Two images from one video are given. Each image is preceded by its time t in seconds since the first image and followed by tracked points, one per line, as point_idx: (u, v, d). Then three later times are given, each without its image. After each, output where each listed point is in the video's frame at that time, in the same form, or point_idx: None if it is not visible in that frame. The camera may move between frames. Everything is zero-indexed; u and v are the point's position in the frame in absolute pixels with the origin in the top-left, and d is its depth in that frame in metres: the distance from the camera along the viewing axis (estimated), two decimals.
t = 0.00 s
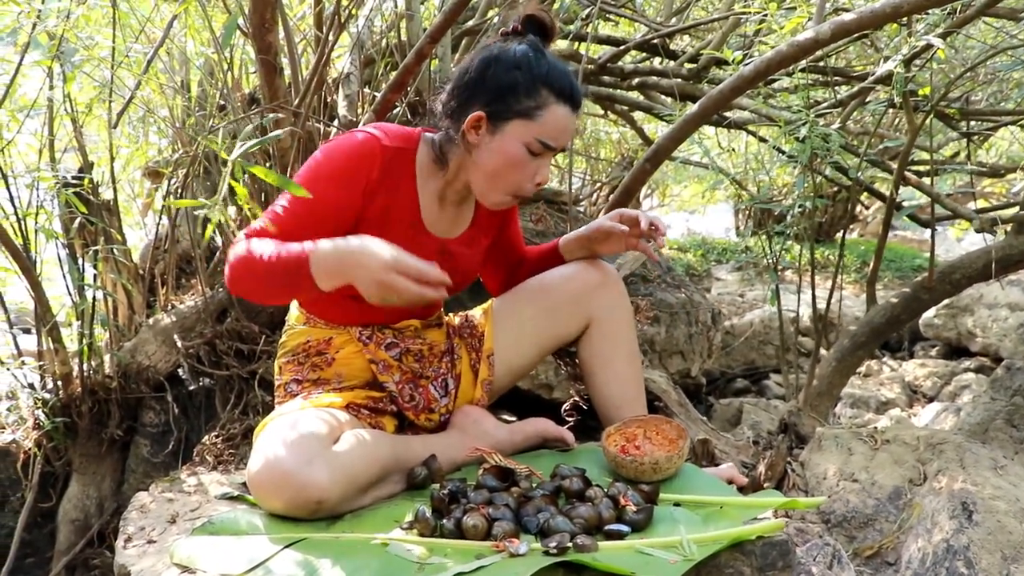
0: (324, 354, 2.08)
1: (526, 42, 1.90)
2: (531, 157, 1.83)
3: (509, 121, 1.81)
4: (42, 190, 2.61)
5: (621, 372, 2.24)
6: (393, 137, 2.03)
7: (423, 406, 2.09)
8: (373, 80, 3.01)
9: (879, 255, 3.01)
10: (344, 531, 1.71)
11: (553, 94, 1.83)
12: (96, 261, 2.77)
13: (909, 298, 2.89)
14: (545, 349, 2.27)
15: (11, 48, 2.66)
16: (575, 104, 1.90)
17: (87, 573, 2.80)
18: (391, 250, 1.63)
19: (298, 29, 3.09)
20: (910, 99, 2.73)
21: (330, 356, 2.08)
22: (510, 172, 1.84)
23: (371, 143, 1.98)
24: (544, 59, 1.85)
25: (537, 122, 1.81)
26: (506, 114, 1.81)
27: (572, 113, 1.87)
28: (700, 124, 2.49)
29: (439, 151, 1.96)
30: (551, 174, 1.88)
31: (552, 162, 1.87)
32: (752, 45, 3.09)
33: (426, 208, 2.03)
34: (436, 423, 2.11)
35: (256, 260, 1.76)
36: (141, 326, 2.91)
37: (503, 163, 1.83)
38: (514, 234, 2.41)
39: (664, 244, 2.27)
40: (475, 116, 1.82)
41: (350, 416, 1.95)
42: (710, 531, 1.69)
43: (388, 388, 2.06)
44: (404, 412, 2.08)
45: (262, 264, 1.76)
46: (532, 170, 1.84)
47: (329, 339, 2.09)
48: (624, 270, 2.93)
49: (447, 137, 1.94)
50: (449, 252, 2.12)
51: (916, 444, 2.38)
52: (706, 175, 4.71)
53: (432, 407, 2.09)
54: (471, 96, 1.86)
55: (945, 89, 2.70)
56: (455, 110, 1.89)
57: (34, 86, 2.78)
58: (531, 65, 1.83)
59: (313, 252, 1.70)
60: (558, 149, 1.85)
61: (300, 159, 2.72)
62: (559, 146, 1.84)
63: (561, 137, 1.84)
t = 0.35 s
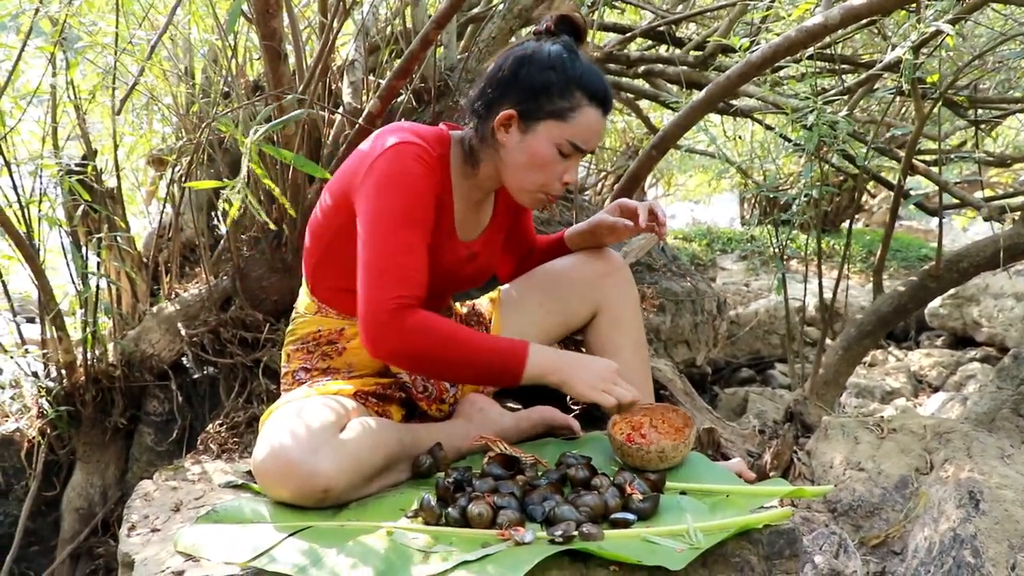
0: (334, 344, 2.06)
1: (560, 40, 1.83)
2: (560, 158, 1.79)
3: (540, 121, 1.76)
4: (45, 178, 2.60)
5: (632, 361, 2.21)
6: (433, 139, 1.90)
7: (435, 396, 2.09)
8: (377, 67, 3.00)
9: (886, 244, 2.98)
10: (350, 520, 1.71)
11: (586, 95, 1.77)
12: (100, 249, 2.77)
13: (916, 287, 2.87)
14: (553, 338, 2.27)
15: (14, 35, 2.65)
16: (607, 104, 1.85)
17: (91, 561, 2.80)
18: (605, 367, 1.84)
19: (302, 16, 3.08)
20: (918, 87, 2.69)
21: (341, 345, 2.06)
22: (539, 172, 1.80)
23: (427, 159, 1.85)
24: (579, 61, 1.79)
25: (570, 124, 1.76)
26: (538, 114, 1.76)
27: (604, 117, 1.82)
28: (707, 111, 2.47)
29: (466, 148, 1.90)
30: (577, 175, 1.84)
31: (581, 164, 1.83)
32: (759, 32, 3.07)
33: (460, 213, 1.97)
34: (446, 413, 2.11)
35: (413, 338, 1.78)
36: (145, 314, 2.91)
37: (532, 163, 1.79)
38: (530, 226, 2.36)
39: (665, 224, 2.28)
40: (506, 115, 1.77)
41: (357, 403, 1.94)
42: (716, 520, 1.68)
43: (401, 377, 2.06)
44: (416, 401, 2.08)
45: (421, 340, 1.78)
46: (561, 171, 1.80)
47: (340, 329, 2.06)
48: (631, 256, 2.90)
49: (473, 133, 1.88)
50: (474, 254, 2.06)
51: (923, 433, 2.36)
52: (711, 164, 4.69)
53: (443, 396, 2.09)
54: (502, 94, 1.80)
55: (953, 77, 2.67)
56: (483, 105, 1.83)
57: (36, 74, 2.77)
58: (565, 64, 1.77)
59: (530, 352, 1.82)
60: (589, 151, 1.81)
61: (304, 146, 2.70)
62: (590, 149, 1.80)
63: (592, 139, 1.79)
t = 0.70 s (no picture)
0: (336, 343, 2.03)
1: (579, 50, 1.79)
2: (573, 171, 1.77)
3: (556, 135, 1.73)
4: (37, 177, 2.58)
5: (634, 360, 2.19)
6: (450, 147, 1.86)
7: (439, 396, 2.06)
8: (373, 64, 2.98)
9: (885, 239, 2.96)
10: (344, 521, 1.69)
11: (603, 109, 1.74)
12: (93, 248, 2.75)
13: (915, 282, 2.85)
14: (554, 334, 2.26)
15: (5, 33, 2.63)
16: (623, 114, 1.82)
17: (85, 564, 2.77)
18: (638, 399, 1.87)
19: (297, 14, 3.06)
20: (916, 81, 2.66)
21: (342, 346, 2.03)
22: (552, 185, 1.79)
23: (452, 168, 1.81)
24: (597, 72, 1.75)
25: (585, 138, 1.73)
26: (553, 127, 1.73)
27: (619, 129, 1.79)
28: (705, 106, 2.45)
29: (479, 154, 1.88)
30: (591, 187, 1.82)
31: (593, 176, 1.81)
32: (757, 26, 3.05)
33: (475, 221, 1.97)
34: (447, 413, 2.09)
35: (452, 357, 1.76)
36: (139, 314, 2.89)
37: (545, 175, 1.77)
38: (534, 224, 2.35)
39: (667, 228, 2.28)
40: (521, 126, 1.74)
41: (354, 402, 1.92)
42: (715, 519, 1.67)
43: (405, 379, 2.04)
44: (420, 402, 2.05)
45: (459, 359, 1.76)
46: (573, 183, 1.79)
47: (343, 329, 2.03)
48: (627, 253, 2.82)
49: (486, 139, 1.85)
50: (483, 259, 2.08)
51: (924, 428, 2.35)
52: (709, 160, 4.67)
53: (446, 398, 2.07)
54: (517, 103, 1.76)
55: (952, 71, 2.64)
56: (497, 113, 1.80)
57: (29, 72, 2.76)
58: (583, 77, 1.73)
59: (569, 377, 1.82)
60: (603, 164, 1.79)
61: (298, 144, 2.68)
62: (604, 162, 1.78)
63: (606, 153, 1.77)
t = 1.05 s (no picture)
0: (318, 344, 2.01)
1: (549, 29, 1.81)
2: (541, 142, 1.73)
3: (520, 101, 1.72)
4: (22, 174, 2.54)
5: (623, 358, 2.17)
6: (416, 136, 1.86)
7: (423, 396, 2.03)
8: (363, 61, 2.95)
9: (881, 237, 2.92)
10: (331, 525, 1.66)
11: (568, 78, 1.73)
12: (80, 247, 2.71)
13: (912, 280, 2.82)
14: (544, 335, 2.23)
15: None
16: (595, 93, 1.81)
17: (73, 567, 2.73)
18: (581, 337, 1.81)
19: (286, 10, 3.03)
20: (912, 78, 2.62)
21: (324, 346, 2.01)
22: (520, 156, 1.74)
23: (406, 156, 1.81)
24: (563, 44, 1.76)
25: (549, 104, 1.71)
26: (517, 94, 1.72)
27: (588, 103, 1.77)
28: (698, 102, 2.42)
29: (449, 141, 1.87)
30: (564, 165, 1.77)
31: (564, 151, 1.76)
32: (751, 22, 3.02)
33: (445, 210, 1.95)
34: (434, 413, 2.06)
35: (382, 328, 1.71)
36: (127, 314, 2.85)
37: (512, 145, 1.74)
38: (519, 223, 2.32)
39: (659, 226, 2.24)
40: (485, 95, 1.74)
41: (340, 404, 1.89)
42: (710, 521, 1.64)
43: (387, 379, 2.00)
44: (403, 402, 2.02)
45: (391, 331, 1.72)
46: (540, 156, 1.74)
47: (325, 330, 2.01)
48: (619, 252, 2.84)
49: (456, 121, 1.85)
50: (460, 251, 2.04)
51: (920, 428, 2.33)
52: (703, 157, 4.65)
53: (431, 397, 2.04)
54: (482, 77, 1.77)
55: (948, 67, 2.61)
56: (466, 91, 1.81)
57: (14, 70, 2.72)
58: (547, 47, 1.74)
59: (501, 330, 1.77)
60: (572, 137, 1.75)
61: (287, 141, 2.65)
62: (572, 134, 1.74)
63: (574, 123, 1.73)
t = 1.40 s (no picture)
0: (315, 349, 1.98)
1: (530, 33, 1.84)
2: (505, 142, 1.73)
3: (484, 100, 1.74)
4: (20, 176, 2.51)
5: (627, 361, 2.14)
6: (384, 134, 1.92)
7: (422, 402, 2.02)
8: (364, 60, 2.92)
9: (888, 235, 2.88)
10: (332, 532, 1.63)
11: (536, 77, 1.74)
12: (80, 250, 2.69)
13: (920, 279, 2.79)
14: (547, 337, 2.21)
15: None
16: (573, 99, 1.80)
17: (73, 572, 2.71)
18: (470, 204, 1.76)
19: (287, 10, 3.00)
20: (920, 74, 2.58)
21: (321, 351, 1.98)
22: (483, 156, 1.75)
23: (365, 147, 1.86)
24: (534, 46, 1.78)
25: (514, 103, 1.72)
26: (483, 92, 1.75)
27: (560, 104, 1.76)
28: (703, 101, 2.39)
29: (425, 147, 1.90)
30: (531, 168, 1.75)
31: (533, 155, 1.75)
32: (757, 19, 2.99)
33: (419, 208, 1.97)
34: (433, 418, 2.04)
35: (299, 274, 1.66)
36: (127, 316, 2.83)
37: (474, 145, 1.74)
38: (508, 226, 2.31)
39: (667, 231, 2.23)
40: (451, 95, 1.77)
41: (339, 409, 1.86)
42: (717, 529, 1.61)
43: (384, 384, 1.99)
44: (401, 408, 2.01)
45: (317, 279, 1.67)
46: (504, 157, 1.74)
47: (320, 334, 1.98)
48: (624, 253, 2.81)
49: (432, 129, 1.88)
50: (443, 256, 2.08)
51: (930, 430, 2.29)
52: (708, 156, 4.62)
53: (430, 402, 2.03)
54: (454, 81, 1.82)
55: (957, 63, 2.56)
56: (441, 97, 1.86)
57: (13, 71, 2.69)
58: (515, 47, 1.77)
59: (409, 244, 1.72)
60: (537, 138, 1.73)
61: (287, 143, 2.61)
62: (537, 136, 1.73)
63: (540, 124, 1.72)
